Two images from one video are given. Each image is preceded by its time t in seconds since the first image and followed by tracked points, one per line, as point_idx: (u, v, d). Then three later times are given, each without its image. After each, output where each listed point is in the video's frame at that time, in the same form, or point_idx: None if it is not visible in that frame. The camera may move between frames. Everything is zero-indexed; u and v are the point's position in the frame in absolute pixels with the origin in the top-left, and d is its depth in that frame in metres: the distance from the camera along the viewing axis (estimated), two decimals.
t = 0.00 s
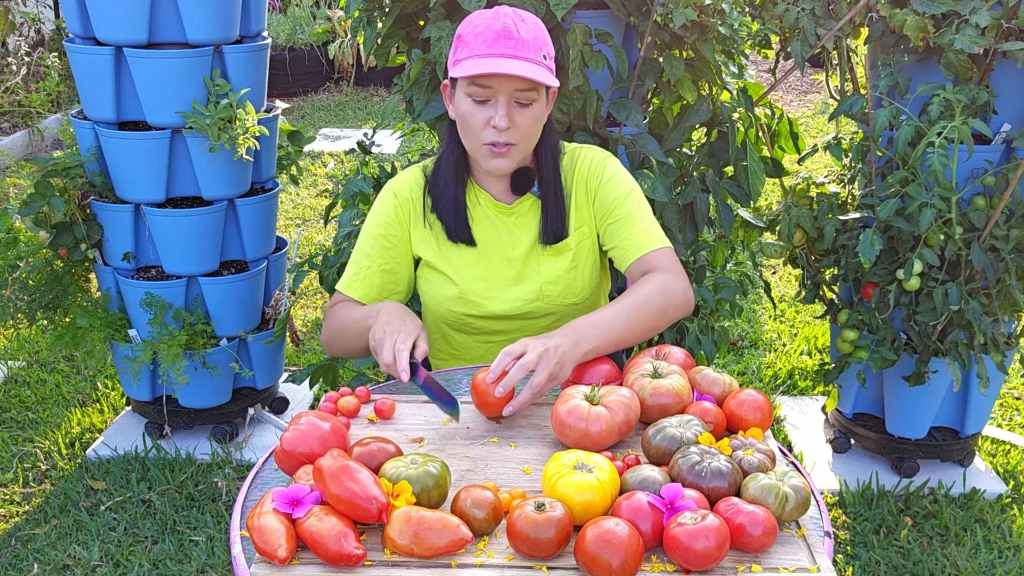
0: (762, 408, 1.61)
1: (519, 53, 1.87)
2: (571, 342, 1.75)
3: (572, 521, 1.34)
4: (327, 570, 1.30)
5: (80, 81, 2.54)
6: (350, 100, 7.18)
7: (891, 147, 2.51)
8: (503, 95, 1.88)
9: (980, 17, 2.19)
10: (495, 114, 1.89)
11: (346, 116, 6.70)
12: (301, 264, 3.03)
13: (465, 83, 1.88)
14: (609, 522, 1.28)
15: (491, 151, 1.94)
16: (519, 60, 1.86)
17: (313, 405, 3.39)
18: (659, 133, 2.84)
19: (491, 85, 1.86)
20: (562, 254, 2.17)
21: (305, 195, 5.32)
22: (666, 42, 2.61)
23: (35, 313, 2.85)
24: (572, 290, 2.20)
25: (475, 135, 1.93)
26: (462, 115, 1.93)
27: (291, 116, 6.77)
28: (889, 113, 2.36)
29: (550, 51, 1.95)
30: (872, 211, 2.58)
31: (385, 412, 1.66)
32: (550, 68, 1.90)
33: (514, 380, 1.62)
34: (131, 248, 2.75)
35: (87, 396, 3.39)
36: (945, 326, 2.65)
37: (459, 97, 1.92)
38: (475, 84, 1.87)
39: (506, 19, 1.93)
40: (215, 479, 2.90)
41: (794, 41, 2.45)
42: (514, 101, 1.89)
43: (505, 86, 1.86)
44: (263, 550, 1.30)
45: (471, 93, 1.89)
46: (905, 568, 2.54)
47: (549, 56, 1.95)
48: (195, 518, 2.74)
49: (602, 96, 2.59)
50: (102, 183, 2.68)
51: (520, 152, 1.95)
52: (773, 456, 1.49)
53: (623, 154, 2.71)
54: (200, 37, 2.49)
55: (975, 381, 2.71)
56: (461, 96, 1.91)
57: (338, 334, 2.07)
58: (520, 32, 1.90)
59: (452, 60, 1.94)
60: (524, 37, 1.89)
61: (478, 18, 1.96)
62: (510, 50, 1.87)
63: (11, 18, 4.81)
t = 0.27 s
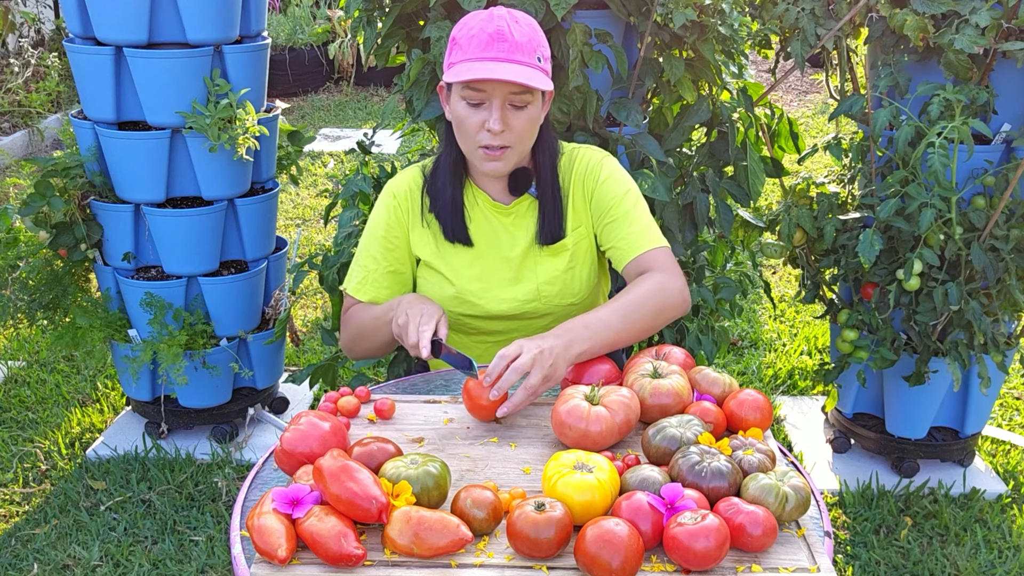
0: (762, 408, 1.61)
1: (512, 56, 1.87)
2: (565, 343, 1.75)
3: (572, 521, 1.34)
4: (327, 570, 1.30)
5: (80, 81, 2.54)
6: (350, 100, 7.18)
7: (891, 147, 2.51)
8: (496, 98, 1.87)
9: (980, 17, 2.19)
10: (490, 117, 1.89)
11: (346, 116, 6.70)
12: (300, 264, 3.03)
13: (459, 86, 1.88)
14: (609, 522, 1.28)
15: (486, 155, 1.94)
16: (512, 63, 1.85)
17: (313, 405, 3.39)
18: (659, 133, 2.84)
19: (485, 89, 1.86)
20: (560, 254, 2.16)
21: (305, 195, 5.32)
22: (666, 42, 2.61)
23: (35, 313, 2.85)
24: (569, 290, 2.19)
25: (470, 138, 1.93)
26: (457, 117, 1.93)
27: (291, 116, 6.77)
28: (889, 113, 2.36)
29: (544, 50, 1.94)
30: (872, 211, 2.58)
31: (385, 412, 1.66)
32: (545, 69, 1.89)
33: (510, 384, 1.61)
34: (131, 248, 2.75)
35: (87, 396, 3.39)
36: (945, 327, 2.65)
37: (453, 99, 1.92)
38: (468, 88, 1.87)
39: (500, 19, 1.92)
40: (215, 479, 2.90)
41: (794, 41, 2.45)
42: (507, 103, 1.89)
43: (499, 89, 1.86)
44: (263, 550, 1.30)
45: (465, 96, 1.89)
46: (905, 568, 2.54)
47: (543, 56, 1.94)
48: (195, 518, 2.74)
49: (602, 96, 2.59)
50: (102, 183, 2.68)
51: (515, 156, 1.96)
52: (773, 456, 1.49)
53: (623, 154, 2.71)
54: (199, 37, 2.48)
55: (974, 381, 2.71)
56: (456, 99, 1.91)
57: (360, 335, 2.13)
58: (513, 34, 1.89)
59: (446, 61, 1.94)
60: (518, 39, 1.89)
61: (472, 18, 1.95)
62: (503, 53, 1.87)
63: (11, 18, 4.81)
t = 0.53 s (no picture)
0: (762, 408, 1.61)
1: (511, 58, 1.87)
2: (564, 341, 1.75)
3: (572, 521, 1.34)
4: (327, 570, 1.30)
5: (80, 80, 2.54)
6: (350, 100, 7.18)
7: (891, 147, 2.51)
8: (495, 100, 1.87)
9: (980, 17, 2.19)
10: (489, 119, 1.89)
11: (346, 116, 6.70)
12: (300, 264, 3.03)
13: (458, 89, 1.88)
14: (609, 522, 1.28)
15: (486, 157, 1.95)
16: (511, 65, 1.85)
17: (313, 405, 3.39)
18: (659, 133, 2.84)
19: (484, 92, 1.85)
20: (560, 255, 2.16)
21: (305, 195, 5.32)
22: (666, 42, 2.61)
23: (35, 313, 2.85)
24: (569, 290, 2.20)
25: (470, 140, 1.93)
26: (457, 119, 1.93)
27: (291, 116, 6.77)
28: (889, 113, 2.36)
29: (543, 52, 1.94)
30: (872, 211, 2.58)
31: (385, 412, 1.66)
32: (544, 70, 1.89)
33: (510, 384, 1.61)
34: (131, 249, 2.75)
35: (87, 396, 3.39)
36: (945, 327, 2.65)
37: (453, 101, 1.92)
38: (468, 90, 1.87)
39: (499, 20, 1.92)
40: (215, 479, 2.90)
41: (794, 41, 2.45)
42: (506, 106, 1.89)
43: (498, 91, 1.86)
44: (263, 550, 1.30)
45: (464, 98, 1.89)
46: (905, 568, 2.54)
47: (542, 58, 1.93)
48: (195, 518, 2.74)
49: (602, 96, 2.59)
50: (102, 183, 2.68)
51: (515, 158, 1.96)
52: (773, 456, 1.49)
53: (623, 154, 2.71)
54: (200, 37, 2.48)
55: (974, 381, 2.71)
56: (456, 101, 1.91)
57: (365, 336, 2.13)
58: (512, 36, 1.89)
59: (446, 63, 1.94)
60: (517, 41, 1.89)
61: (472, 19, 1.95)
62: (502, 55, 1.87)
63: (11, 18, 4.80)
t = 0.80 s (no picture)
0: (762, 408, 1.61)
1: (513, 59, 1.87)
2: (566, 341, 1.75)
3: (572, 521, 1.34)
4: (327, 570, 1.30)
5: (80, 81, 2.54)
6: (350, 100, 7.18)
7: (891, 147, 2.51)
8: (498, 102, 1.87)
9: (980, 17, 2.19)
10: (492, 120, 1.88)
11: (345, 116, 6.70)
12: (300, 264, 3.03)
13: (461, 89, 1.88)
14: (609, 522, 1.28)
15: (489, 158, 1.94)
16: (513, 66, 1.85)
17: (313, 405, 3.39)
18: (659, 133, 2.84)
19: (486, 93, 1.85)
20: (561, 255, 2.16)
21: (305, 195, 5.32)
22: (666, 42, 2.61)
23: (35, 313, 2.86)
24: (570, 291, 2.19)
25: (472, 141, 1.93)
26: (459, 120, 1.92)
27: (291, 116, 6.77)
28: (889, 113, 2.36)
29: (545, 52, 1.93)
30: (872, 211, 2.58)
31: (385, 412, 1.66)
32: (546, 71, 1.89)
33: (511, 385, 1.61)
34: (131, 248, 2.75)
35: (87, 396, 3.39)
36: (945, 327, 2.65)
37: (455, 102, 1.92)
38: (470, 91, 1.86)
39: (500, 21, 1.92)
40: (215, 479, 2.91)
41: (794, 41, 2.45)
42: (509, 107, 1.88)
43: (500, 92, 1.85)
44: (263, 550, 1.30)
45: (467, 99, 1.88)
46: (905, 568, 2.54)
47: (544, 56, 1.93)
48: (195, 518, 2.74)
49: (602, 96, 2.59)
50: (102, 183, 2.68)
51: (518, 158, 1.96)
52: (773, 456, 1.49)
53: (623, 154, 2.71)
54: (200, 37, 2.48)
55: (974, 381, 2.71)
56: (458, 102, 1.91)
57: (365, 336, 2.13)
58: (514, 37, 1.89)
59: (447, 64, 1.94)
60: (519, 42, 1.89)
61: (473, 20, 1.95)
62: (504, 56, 1.87)
63: (11, 18, 4.80)
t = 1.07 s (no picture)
0: (762, 408, 1.61)
1: (514, 58, 1.86)
2: (567, 339, 1.75)
3: (572, 521, 1.34)
4: (327, 570, 1.30)
5: (80, 80, 2.54)
6: (350, 100, 7.18)
7: (891, 147, 2.51)
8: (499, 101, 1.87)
9: (980, 17, 2.19)
10: (493, 119, 1.88)
11: (345, 116, 6.70)
12: (300, 264, 3.03)
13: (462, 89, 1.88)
14: (609, 522, 1.28)
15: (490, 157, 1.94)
16: (515, 65, 1.85)
17: (313, 405, 3.39)
18: (659, 133, 2.84)
19: (486, 92, 1.85)
20: (561, 255, 2.16)
21: (305, 195, 5.32)
22: (666, 42, 2.61)
23: (35, 313, 2.86)
24: (570, 291, 2.19)
25: (472, 141, 1.93)
26: (461, 120, 1.92)
27: (292, 116, 6.77)
28: (889, 113, 2.36)
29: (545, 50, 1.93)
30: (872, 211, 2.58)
31: (385, 412, 1.66)
32: (547, 70, 1.89)
33: (511, 385, 1.61)
34: (131, 248, 2.75)
35: (87, 396, 3.39)
36: (945, 327, 2.65)
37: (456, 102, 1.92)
38: (471, 90, 1.86)
39: (500, 21, 1.92)
40: (215, 479, 2.91)
41: (794, 41, 2.45)
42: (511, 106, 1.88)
43: (501, 91, 1.85)
44: (263, 550, 1.30)
45: (468, 99, 1.88)
46: (905, 568, 2.54)
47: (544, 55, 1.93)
48: (195, 518, 2.74)
49: (602, 96, 2.59)
50: (102, 183, 2.68)
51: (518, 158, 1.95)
52: (773, 456, 1.49)
53: (623, 154, 2.71)
54: (200, 37, 2.48)
55: (975, 381, 2.71)
56: (459, 102, 1.91)
57: (366, 332, 2.11)
58: (515, 36, 1.89)
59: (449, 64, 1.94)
60: (520, 41, 1.88)
61: (474, 20, 1.95)
62: (505, 55, 1.87)
63: (10, 18, 4.80)
